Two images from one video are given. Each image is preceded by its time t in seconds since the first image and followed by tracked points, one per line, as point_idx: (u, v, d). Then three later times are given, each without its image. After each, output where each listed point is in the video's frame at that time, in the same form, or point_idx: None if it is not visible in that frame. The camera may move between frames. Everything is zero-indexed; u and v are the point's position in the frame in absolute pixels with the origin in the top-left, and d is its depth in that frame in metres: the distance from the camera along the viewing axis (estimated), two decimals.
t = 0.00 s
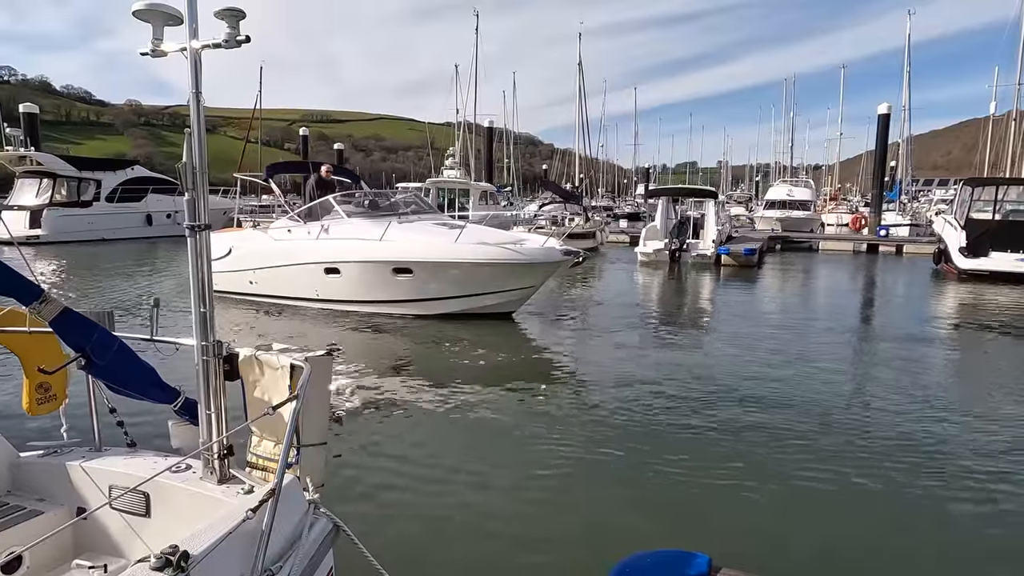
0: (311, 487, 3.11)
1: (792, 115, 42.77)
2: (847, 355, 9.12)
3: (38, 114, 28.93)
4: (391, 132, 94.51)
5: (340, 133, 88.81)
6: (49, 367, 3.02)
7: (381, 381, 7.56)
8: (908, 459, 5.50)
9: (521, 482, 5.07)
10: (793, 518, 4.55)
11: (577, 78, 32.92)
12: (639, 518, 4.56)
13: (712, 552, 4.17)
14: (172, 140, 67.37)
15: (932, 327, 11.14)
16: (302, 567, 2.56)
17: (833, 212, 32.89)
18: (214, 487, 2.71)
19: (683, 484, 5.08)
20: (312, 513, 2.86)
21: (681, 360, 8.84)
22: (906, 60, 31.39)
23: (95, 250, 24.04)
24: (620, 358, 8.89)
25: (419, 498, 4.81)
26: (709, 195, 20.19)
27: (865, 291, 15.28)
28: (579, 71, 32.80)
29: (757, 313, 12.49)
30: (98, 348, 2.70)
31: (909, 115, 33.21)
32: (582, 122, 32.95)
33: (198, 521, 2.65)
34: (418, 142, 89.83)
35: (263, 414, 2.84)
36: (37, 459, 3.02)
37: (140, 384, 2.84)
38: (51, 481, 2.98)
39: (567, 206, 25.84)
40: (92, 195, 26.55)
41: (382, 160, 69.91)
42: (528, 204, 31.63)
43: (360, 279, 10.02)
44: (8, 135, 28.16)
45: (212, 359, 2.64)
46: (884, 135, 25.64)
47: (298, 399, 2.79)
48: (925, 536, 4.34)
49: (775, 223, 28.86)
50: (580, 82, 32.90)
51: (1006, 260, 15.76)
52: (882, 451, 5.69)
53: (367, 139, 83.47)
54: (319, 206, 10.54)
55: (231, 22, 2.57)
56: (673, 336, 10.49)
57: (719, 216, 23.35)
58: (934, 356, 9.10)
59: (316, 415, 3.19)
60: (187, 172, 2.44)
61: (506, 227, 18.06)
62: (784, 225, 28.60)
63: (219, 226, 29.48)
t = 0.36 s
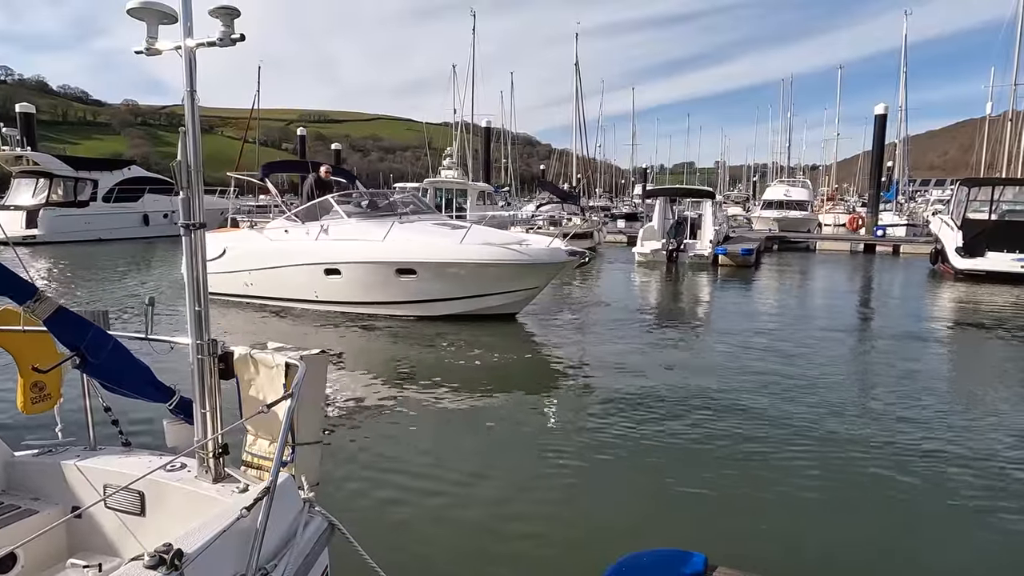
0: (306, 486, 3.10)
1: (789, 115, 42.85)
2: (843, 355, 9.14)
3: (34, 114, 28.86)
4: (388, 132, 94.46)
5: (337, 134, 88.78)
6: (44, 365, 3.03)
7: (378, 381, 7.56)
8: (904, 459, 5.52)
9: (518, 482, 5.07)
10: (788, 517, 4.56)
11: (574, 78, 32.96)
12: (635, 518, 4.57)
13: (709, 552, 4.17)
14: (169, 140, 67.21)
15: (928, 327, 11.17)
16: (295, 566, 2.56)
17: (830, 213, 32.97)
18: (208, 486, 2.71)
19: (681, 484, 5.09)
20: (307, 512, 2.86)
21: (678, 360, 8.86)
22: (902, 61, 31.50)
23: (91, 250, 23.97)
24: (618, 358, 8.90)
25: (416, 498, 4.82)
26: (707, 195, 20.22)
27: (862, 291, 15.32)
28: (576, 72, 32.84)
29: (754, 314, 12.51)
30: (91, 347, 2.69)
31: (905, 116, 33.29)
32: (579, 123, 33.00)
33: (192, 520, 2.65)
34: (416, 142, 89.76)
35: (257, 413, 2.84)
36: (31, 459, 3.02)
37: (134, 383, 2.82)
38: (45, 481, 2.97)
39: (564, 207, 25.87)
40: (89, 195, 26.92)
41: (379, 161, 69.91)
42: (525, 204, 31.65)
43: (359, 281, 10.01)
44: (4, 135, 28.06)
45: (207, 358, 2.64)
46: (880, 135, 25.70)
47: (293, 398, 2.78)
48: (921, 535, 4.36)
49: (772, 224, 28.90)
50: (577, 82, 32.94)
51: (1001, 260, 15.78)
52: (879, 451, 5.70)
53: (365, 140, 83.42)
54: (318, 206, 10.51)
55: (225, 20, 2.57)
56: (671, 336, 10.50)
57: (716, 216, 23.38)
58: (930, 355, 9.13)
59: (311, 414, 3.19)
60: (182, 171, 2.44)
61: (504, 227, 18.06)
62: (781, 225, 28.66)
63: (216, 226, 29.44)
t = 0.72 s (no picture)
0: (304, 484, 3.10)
1: (787, 116, 42.90)
2: (842, 355, 9.15)
3: (32, 114, 28.80)
4: (386, 132, 94.39)
5: (335, 133, 88.71)
6: (42, 364, 3.03)
7: (376, 382, 7.55)
8: (903, 459, 5.51)
9: (517, 482, 5.08)
10: (787, 516, 4.58)
11: (572, 78, 32.97)
12: (634, 517, 4.57)
13: (707, 551, 4.17)
14: (166, 140, 67.08)
15: (926, 327, 11.19)
16: (294, 564, 2.56)
17: (828, 213, 33.00)
18: (207, 485, 2.71)
19: (679, 483, 5.09)
20: (306, 509, 2.86)
21: (677, 360, 8.85)
22: (899, 61, 31.53)
23: (88, 250, 23.91)
24: (617, 358, 8.90)
25: (415, 498, 4.82)
26: (704, 195, 20.23)
27: (860, 291, 15.32)
28: (574, 72, 32.87)
29: (752, 313, 12.51)
30: (89, 345, 2.69)
31: (903, 116, 33.33)
32: (577, 123, 33.01)
33: (190, 519, 2.65)
34: (414, 142, 89.71)
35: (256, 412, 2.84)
36: (29, 457, 3.02)
37: (132, 381, 2.82)
38: (43, 479, 2.97)
39: (562, 207, 25.87)
40: (86, 195, 26.81)
41: (377, 161, 69.87)
42: (523, 204, 31.66)
43: (359, 281, 9.99)
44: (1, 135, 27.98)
45: (205, 356, 2.64)
46: (878, 135, 25.73)
47: (291, 396, 2.78)
48: (920, 534, 4.36)
49: (770, 224, 28.92)
50: (575, 82, 32.95)
51: (998, 260, 15.81)
52: (878, 451, 5.70)
53: (363, 140, 83.38)
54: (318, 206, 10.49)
55: (223, 17, 2.57)
56: (669, 336, 10.50)
57: (714, 216, 23.39)
58: (928, 355, 9.14)
59: (309, 412, 3.19)
60: (179, 168, 2.44)
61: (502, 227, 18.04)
62: (779, 225, 28.67)
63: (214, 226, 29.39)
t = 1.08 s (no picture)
0: (301, 481, 3.10)
1: (782, 116, 43.01)
2: (836, 355, 9.19)
3: (25, 111, 28.63)
4: (382, 131, 94.28)
5: (330, 132, 88.53)
6: (37, 361, 3.01)
7: (373, 382, 7.54)
8: (899, 459, 5.52)
9: (513, 480, 5.08)
10: (784, 515, 4.59)
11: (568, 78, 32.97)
12: (630, 516, 4.58)
13: (705, 550, 4.18)
14: (160, 138, 66.83)
15: (920, 326, 11.24)
16: (292, 562, 2.55)
17: (822, 213, 33.08)
18: (204, 483, 2.70)
19: (677, 482, 5.10)
20: (303, 508, 2.85)
21: (673, 360, 8.85)
22: (894, 61, 31.64)
23: (82, 249, 23.82)
24: (613, 357, 8.91)
25: (412, 496, 4.81)
26: (700, 194, 20.26)
27: (854, 291, 15.38)
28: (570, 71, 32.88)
29: (747, 313, 12.56)
30: (86, 342, 2.67)
31: (898, 116, 33.45)
32: (573, 123, 33.02)
33: (186, 516, 2.64)
34: (410, 141, 89.59)
35: (253, 409, 2.83)
36: (25, 455, 3.00)
37: (128, 378, 2.81)
38: (39, 477, 2.96)
39: (558, 206, 25.89)
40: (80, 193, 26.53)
41: (372, 160, 69.76)
42: (519, 203, 31.67)
43: (357, 281, 9.97)
44: None
45: (202, 353, 2.62)
46: (873, 135, 25.81)
47: (289, 393, 2.77)
48: (916, 533, 4.38)
49: (765, 224, 29.00)
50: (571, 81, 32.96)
51: (992, 260, 15.88)
52: (874, 451, 5.71)
53: (358, 139, 83.21)
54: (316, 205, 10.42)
55: (221, 14, 2.55)
56: (665, 336, 10.52)
57: (710, 216, 23.43)
58: (922, 355, 9.19)
59: (307, 409, 3.19)
60: (176, 165, 2.42)
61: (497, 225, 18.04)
62: (774, 225, 28.73)
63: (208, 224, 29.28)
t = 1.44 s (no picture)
0: (297, 479, 3.10)
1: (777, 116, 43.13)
2: (831, 354, 9.24)
3: (18, 107, 28.50)
4: (378, 128, 94.11)
5: (325, 130, 88.32)
6: (32, 357, 3.00)
7: (370, 380, 7.52)
8: (895, 459, 5.53)
9: (509, 478, 5.08)
10: (778, 513, 4.61)
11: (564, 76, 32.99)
12: (626, 513, 4.59)
13: (699, 547, 4.19)
14: (154, 135, 66.59)
15: (914, 326, 11.31)
16: (288, 560, 2.55)
17: (817, 212, 33.21)
18: (199, 480, 2.69)
19: (673, 480, 5.12)
20: (299, 505, 2.85)
21: (669, 359, 8.86)
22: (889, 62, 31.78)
23: (76, 245, 23.73)
24: (610, 357, 8.91)
25: (408, 494, 4.81)
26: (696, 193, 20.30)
27: (848, 290, 15.43)
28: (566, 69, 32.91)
29: (742, 312, 12.60)
30: (81, 339, 2.66)
31: (892, 116, 33.61)
32: (569, 121, 33.02)
33: (182, 514, 2.63)
34: (406, 139, 89.44)
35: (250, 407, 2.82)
36: (18, 452, 2.98)
37: (123, 375, 2.80)
38: (33, 473, 2.95)
39: (553, 204, 25.90)
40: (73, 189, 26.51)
41: (368, 157, 69.65)
42: (515, 202, 31.69)
43: (354, 280, 9.93)
44: None
45: (198, 351, 2.61)
46: (868, 135, 25.91)
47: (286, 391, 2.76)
48: (911, 531, 4.39)
49: (760, 223, 29.10)
50: (567, 79, 33.00)
51: (986, 260, 15.96)
52: (869, 450, 5.72)
53: (354, 136, 83.06)
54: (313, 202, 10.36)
55: (218, 10, 2.54)
56: (660, 334, 10.55)
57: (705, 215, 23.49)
58: (916, 354, 9.25)
59: (303, 407, 3.18)
60: (173, 161, 2.41)
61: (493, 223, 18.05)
62: (769, 224, 28.80)
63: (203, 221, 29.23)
